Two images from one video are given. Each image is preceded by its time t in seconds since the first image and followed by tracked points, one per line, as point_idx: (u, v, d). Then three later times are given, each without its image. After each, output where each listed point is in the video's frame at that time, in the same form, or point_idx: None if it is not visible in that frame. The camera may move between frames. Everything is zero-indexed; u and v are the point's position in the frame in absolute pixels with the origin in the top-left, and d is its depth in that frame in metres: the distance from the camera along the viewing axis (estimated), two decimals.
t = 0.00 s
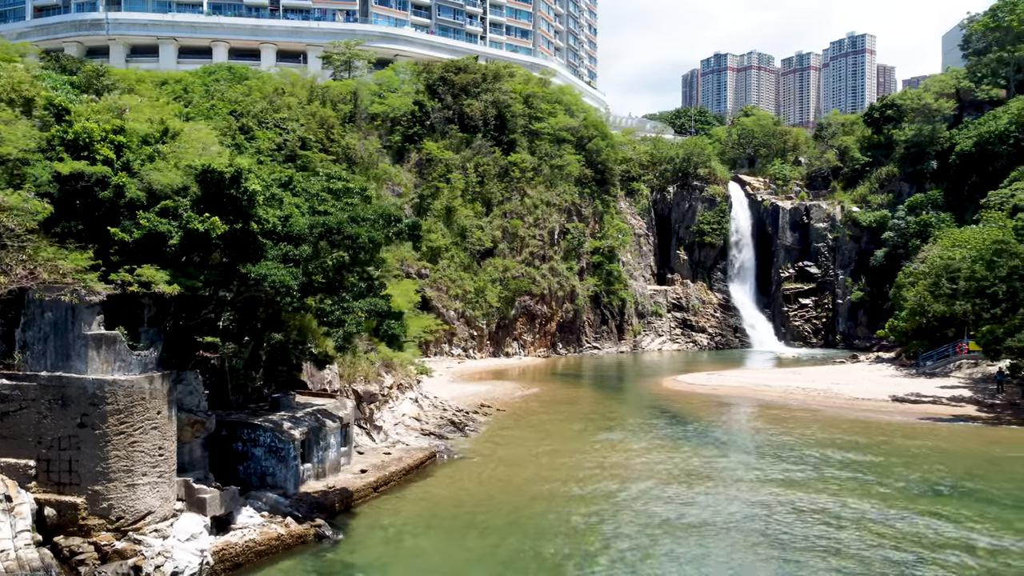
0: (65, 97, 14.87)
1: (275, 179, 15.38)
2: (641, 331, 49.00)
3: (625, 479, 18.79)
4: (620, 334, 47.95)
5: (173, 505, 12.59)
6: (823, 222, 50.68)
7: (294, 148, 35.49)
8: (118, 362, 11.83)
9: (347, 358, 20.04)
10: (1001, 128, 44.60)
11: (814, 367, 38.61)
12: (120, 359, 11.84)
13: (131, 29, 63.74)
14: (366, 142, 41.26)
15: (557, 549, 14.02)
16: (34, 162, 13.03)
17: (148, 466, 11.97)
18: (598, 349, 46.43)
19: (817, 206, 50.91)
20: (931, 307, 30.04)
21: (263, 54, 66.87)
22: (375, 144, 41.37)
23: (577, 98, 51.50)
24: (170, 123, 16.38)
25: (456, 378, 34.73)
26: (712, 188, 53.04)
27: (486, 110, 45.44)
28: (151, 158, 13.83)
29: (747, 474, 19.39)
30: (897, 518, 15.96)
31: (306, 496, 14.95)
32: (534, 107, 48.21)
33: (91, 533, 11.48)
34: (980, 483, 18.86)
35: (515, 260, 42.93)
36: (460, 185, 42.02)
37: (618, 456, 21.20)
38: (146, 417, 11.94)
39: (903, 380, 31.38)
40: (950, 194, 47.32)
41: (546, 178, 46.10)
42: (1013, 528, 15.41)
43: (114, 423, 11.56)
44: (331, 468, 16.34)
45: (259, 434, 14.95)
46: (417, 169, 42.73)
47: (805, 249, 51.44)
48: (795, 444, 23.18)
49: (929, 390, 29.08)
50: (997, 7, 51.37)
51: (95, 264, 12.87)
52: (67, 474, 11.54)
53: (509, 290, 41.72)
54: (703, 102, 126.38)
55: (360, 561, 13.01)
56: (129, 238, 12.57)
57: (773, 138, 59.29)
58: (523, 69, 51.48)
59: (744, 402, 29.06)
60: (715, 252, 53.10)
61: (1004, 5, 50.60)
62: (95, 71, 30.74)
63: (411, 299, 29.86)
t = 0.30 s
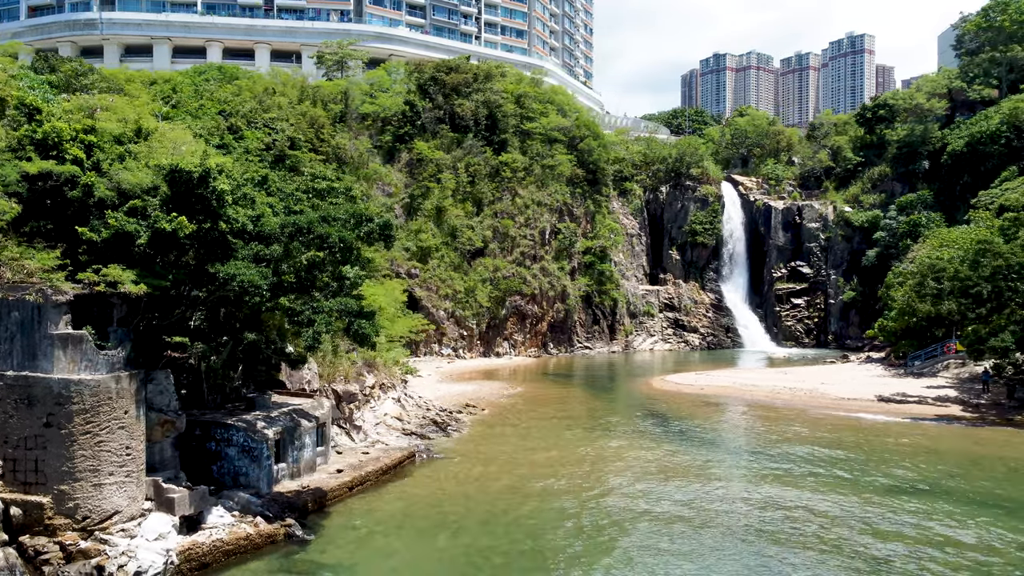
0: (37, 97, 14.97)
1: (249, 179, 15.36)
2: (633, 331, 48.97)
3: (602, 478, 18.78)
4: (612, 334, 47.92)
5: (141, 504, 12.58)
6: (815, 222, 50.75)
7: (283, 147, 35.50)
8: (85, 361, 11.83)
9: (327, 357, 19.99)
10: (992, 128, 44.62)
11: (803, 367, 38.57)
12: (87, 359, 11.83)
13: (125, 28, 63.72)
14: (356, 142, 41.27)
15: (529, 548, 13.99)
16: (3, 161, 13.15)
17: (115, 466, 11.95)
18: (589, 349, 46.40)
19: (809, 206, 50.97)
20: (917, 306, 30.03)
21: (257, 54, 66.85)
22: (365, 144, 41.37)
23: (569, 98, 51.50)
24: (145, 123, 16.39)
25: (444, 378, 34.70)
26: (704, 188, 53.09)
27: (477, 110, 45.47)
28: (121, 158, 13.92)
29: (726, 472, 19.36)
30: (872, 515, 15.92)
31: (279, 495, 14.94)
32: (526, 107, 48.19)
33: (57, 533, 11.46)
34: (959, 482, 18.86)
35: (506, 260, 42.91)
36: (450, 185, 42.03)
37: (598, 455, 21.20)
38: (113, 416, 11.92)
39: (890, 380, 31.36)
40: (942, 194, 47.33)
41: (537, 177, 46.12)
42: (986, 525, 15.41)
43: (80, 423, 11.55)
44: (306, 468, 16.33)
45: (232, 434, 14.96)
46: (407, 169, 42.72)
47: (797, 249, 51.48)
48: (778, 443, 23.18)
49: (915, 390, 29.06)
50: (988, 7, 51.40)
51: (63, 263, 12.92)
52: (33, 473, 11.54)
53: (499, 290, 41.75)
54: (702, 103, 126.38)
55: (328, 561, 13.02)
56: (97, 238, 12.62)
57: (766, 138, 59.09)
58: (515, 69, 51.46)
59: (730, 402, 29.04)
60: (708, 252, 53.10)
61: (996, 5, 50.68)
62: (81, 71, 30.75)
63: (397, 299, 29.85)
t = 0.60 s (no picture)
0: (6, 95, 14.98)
1: (221, 178, 15.44)
2: (624, 331, 48.95)
3: (579, 477, 18.76)
4: (603, 334, 47.93)
5: (108, 504, 12.56)
6: (807, 222, 50.80)
7: (272, 147, 35.52)
8: (50, 361, 11.84)
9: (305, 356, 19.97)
10: (984, 128, 44.66)
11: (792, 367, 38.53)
12: (52, 359, 11.85)
13: (118, 28, 63.69)
14: (346, 142, 41.25)
15: (500, 546, 13.95)
16: None
17: (80, 465, 11.95)
18: (580, 349, 46.39)
19: (801, 205, 51.02)
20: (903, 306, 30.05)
21: (251, 54, 66.85)
22: (355, 144, 41.36)
23: (562, 98, 51.49)
24: (119, 123, 16.46)
25: (432, 378, 34.67)
26: (696, 188, 53.13)
27: (467, 110, 45.50)
28: (91, 158, 13.97)
29: (705, 470, 19.32)
30: (847, 513, 15.87)
31: (251, 495, 14.92)
32: (517, 107, 48.18)
33: (21, 532, 11.42)
34: (937, 480, 18.82)
35: (496, 260, 42.89)
36: (440, 185, 42.05)
37: (577, 455, 21.17)
38: (78, 416, 11.92)
39: (877, 380, 31.35)
40: (933, 194, 47.40)
41: (528, 177, 46.14)
42: (958, 522, 15.38)
43: (45, 422, 11.53)
44: (280, 468, 16.33)
45: (204, 434, 14.93)
46: (397, 169, 42.73)
47: (788, 249, 51.46)
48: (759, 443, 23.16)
49: (900, 389, 29.06)
50: (981, 7, 51.43)
51: (28, 262, 12.77)
52: None
53: (489, 290, 41.74)
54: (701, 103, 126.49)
55: (295, 560, 13.00)
56: (64, 237, 12.59)
57: (759, 138, 59.14)
58: (507, 69, 51.42)
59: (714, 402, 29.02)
60: (700, 252, 53.08)
61: (988, 5, 50.90)
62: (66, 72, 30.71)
63: (383, 299, 29.85)
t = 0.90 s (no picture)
0: None
1: (193, 177, 15.49)
2: (615, 330, 48.95)
3: (556, 474, 18.74)
4: (594, 333, 47.93)
5: (73, 503, 12.53)
6: (798, 222, 50.73)
7: (259, 146, 35.52)
8: (13, 360, 11.83)
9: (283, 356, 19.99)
10: (973, 128, 44.69)
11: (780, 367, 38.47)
12: (15, 358, 11.84)
13: (111, 28, 63.67)
14: (336, 142, 41.24)
15: (468, 544, 13.91)
16: None
17: (44, 465, 11.93)
18: (571, 349, 46.36)
19: (793, 205, 50.95)
20: (888, 306, 30.05)
21: (245, 54, 66.86)
22: (344, 143, 41.34)
23: (553, 98, 51.47)
24: (91, 122, 16.47)
25: (419, 377, 34.65)
26: (688, 188, 53.10)
27: (457, 109, 45.49)
28: (59, 158, 13.95)
29: (682, 468, 19.29)
30: (821, 509, 15.82)
31: (221, 494, 14.92)
32: (508, 107, 48.15)
33: None
34: (913, 478, 18.78)
35: (486, 260, 42.88)
36: (430, 184, 42.07)
37: (556, 453, 21.16)
38: (42, 415, 11.92)
39: (863, 380, 31.32)
40: (925, 193, 47.43)
41: (518, 177, 46.15)
42: (929, 518, 15.35)
43: (8, 422, 11.49)
44: (253, 467, 16.34)
45: (175, 433, 14.93)
46: (387, 169, 42.72)
47: (780, 249, 51.42)
48: (740, 441, 23.15)
49: (885, 389, 29.07)
50: (972, 6, 51.43)
51: None
52: None
53: (478, 290, 41.75)
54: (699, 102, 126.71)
55: (260, 560, 12.98)
56: (29, 236, 12.56)
57: (752, 137, 59.12)
58: (498, 68, 51.39)
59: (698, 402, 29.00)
60: (692, 251, 53.04)
61: (979, 5, 50.96)
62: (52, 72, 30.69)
63: (367, 299, 29.84)
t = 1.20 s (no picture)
0: None
1: (162, 176, 15.52)
2: (606, 330, 48.93)
3: (531, 473, 18.72)
4: (584, 333, 47.93)
5: (37, 502, 12.51)
6: (789, 221, 50.74)
7: (247, 146, 35.50)
8: None
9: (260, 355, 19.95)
10: (964, 127, 44.68)
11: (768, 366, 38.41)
12: None
13: (104, 28, 63.63)
14: (325, 142, 41.24)
15: (435, 542, 13.88)
16: None
17: (7, 464, 11.91)
18: (561, 348, 46.34)
19: (784, 205, 50.97)
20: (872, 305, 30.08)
21: (238, 54, 66.83)
22: (333, 143, 41.34)
23: (545, 98, 51.47)
24: (61, 123, 16.51)
25: (406, 377, 34.60)
26: (679, 187, 53.12)
27: (447, 109, 45.50)
28: (25, 156, 13.96)
29: (659, 466, 19.28)
30: (793, 506, 15.78)
31: (190, 493, 14.91)
32: (498, 106, 48.14)
33: None
34: (888, 476, 18.76)
35: (475, 259, 42.87)
36: (419, 184, 42.10)
37: (534, 452, 21.13)
38: (4, 414, 11.90)
39: (849, 379, 31.25)
40: (916, 193, 47.47)
41: (508, 177, 46.16)
42: (899, 515, 15.33)
43: None
44: (225, 466, 16.33)
45: (144, 432, 14.91)
46: (376, 168, 42.72)
47: (771, 249, 51.41)
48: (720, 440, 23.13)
49: (869, 388, 29.07)
50: (963, 6, 51.49)
51: None
52: None
53: (467, 289, 41.74)
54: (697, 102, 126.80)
55: (225, 559, 12.97)
56: None
57: (744, 137, 59.08)
58: (489, 68, 51.35)
59: (682, 401, 29.00)
60: (683, 251, 53.01)
61: (970, 4, 50.96)
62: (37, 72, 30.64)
63: (352, 298, 29.85)
